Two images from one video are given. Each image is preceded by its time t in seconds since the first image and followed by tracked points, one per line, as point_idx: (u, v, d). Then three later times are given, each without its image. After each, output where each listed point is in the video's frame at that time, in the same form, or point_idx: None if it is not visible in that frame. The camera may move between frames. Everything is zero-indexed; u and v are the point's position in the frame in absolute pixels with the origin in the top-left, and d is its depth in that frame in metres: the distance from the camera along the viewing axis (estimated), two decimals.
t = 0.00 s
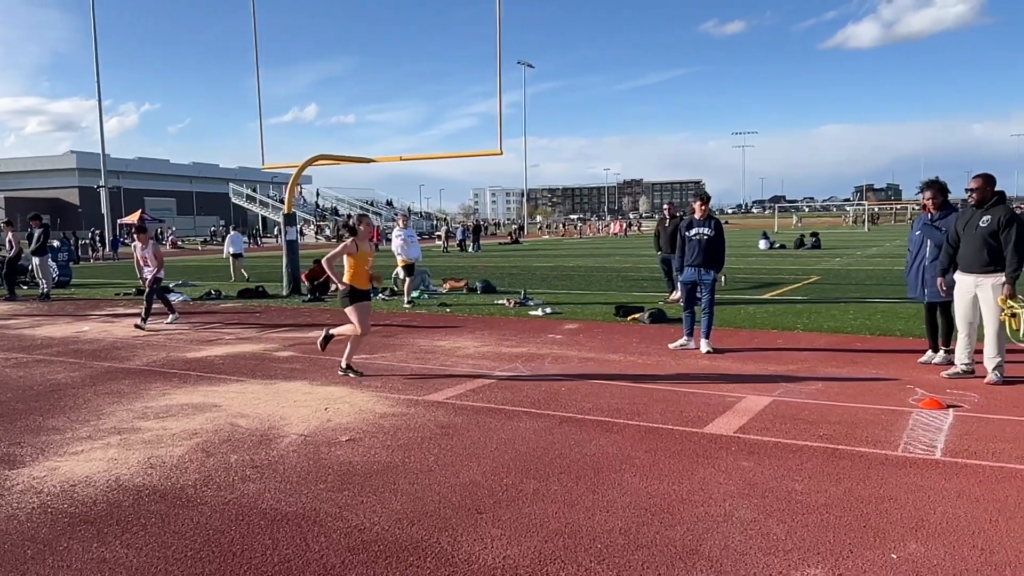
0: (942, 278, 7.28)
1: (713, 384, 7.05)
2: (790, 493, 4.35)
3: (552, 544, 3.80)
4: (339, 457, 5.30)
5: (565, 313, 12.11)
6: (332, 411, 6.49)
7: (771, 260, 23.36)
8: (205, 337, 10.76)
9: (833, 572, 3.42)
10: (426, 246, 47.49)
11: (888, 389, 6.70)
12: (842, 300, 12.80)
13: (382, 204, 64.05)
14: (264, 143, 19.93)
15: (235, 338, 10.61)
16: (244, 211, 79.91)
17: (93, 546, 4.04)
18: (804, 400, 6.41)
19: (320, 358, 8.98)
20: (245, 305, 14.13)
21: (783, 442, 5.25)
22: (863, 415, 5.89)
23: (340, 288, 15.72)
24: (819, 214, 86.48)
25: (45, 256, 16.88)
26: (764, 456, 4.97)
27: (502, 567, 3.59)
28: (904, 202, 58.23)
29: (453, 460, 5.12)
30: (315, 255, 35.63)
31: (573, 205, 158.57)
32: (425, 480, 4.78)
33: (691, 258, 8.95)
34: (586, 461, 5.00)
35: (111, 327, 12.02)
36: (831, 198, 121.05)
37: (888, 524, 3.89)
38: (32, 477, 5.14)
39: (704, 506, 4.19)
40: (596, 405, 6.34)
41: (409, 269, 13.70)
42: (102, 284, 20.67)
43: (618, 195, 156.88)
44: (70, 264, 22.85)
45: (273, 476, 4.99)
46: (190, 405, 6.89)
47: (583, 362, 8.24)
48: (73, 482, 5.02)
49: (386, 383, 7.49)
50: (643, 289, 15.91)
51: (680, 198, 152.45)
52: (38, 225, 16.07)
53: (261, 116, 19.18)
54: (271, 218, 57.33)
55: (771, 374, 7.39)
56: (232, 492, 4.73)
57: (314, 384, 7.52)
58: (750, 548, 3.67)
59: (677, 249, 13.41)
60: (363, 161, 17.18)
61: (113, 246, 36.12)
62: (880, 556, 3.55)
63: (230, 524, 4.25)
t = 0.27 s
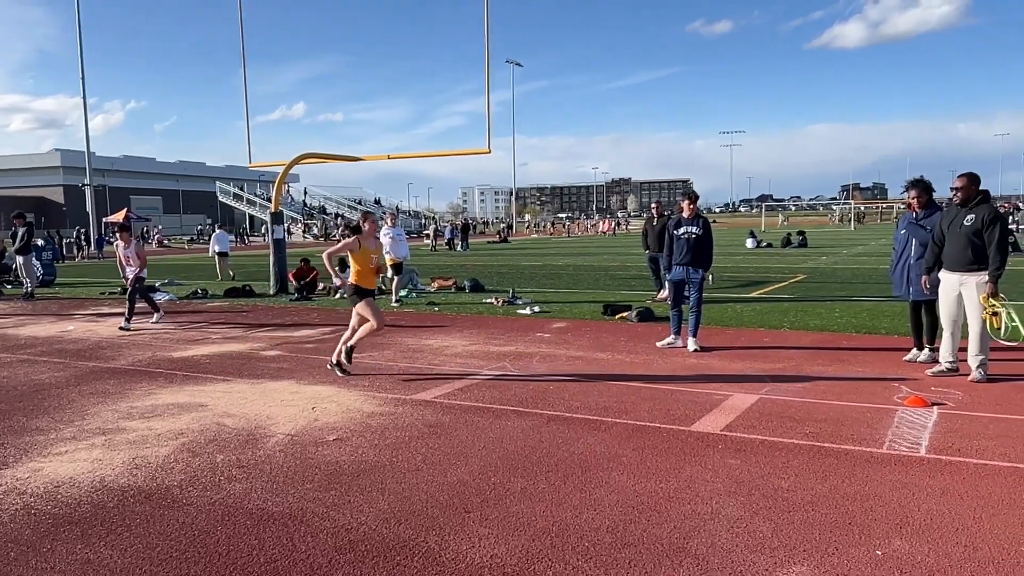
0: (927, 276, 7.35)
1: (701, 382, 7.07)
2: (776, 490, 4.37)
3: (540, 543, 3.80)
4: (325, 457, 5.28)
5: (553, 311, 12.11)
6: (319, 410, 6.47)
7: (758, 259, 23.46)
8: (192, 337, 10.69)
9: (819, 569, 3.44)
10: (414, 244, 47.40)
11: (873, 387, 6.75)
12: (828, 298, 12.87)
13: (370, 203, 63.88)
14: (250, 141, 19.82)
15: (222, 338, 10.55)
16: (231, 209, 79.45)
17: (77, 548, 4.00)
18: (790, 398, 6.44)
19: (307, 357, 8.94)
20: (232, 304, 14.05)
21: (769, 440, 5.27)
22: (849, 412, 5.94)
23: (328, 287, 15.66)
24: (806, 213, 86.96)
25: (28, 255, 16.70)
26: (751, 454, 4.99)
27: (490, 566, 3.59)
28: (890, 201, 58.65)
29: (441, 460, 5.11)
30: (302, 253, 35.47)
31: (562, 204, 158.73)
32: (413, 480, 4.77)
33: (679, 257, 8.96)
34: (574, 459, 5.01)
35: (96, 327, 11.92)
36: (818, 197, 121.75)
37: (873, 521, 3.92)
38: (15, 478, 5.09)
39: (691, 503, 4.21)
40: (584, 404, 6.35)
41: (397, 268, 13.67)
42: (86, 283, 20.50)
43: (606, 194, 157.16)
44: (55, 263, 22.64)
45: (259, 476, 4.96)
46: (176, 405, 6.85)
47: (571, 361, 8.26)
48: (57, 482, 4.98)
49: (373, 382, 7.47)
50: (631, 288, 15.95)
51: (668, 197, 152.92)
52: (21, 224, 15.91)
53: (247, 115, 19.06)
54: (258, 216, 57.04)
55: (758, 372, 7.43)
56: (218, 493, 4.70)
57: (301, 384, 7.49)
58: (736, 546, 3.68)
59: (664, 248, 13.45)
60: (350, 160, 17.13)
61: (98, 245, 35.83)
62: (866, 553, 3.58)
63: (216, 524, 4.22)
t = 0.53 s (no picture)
0: (912, 275, 7.41)
1: (688, 380, 7.10)
2: (762, 488, 4.39)
3: (527, 542, 3.80)
4: (312, 456, 5.26)
5: (542, 310, 12.12)
6: (306, 409, 6.44)
7: (746, 257, 23.56)
8: (178, 336, 10.62)
9: (805, 566, 3.46)
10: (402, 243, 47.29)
11: (859, 385, 6.79)
12: (815, 297, 12.95)
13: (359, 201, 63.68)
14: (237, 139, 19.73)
15: (208, 337, 10.48)
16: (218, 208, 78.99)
17: (61, 549, 3.97)
18: (777, 395, 6.48)
19: (295, 356, 8.91)
20: (218, 304, 13.97)
21: (756, 437, 5.30)
22: (835, 410, 5.97)
23: (315, 286, 15.60)
24: (793, 212, 87.42)
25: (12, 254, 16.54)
26: (738, 452, 5.01)
27: (477, 565, 3.58)
28: (876, 200, 59.03)
29: (428, 459, 5.10)
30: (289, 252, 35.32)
31: (550, 202, 158.82)
32: (401, 479, 4.76)
33: (667, 256, 8.99)
34: (562, 458, 5.01)
35: (81, 326, 11.82)
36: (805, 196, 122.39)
37: (858, 519, 3.94)
38: None
39: (678, 501, 4.22)
40: (572, 402, 6.36)
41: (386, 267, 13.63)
42: (71, 282, 20.33)
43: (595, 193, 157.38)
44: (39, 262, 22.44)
45: (245, 476, 4.93)
46: (162, 405, 6.80)
47: (559, 359, 8.27)
48: (41, 483, 4.93)
49: (361, 381, 7.45)
50: (619, 287, 15.98)
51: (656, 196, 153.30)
52: (4, 222, 15.76)
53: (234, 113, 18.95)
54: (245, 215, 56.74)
55: (745, 370, 7.46)
56: (203, 493, 4.67)
57: (288, 383, 7.46)
58: (723, 544, 3.70)
59: (652, 247, 13.48)
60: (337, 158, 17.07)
61: (83, 244, 35.55)
62: (851, 550, 3.60)
63: (202, 525, 4.19)
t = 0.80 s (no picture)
0: (898, 273, 7.46)
1: (676, 378, 7.12)
2: (749, 486, 4.41)
3: (515, 541, 3.79)
4: (299, 456, 5.24)
5: (530, 309, 12.13)
6: (293, 409, 6.42)
7: (734, 256, 23.65)
8: (164, 335, 10.55)
9: (792, 563, 3.48)
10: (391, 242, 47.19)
11: (845, 383, 6.83)
12: (801, 295, 13.02)
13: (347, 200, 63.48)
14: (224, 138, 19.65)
15: (195, 336, 10.42)
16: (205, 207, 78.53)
17: (45, 551, 3.93)
18: (764, 394, 6.50)
19: (282, 355, 8.87)
20: (205, 303, 13.89)
21: (743, 435, 5.32)
22: (821, 408, 6.01)
23: (303, 285, 15.55)
24: (780, 211, 87.82)
25: None
26: (725, 450, 5.03)
27: (465, 564, 3.58)
28: (862, 199, 59.41)
29: (416, 458, 5.09)
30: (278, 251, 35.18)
31: (539, 201, 158.86)
32: (388, 478, 4.74)
33: (656, 255, 9.02)
34: (549, 456, 5.01)
35: (66, 326, 11.72)
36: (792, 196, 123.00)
37: (844, 516, 3.96)
38: None
39: (666, 499, 4.23)
40: (560, 401, 6.36)
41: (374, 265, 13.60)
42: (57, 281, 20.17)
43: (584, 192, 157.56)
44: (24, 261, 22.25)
45: (232, 476, 4.91)
46: (148, 405, 6.75)
47: (548, 358, 8.27)
48: (24, 484, 4.88)
49: (349, 380, 7.43)
50: (608, 286, 16.00)
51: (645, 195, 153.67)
52: None
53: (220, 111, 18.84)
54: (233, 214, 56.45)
55: (732, 369, 7.49)
56: (189, 493, 4.64)
57: (276, 382, 7.43)
58: (710, 541, 3.71)
59: (640, 246, 13.52)
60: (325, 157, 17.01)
61: (69, 243, 35.27)
62: (836, 547, 3.62)
63: (188, 526, 4.16)
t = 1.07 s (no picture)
0: (884, 272, 7.50)
1: (664, 377, 7.15)
2: (736, 484, 4.42)
3: (503, 539, 3.79)
4: (286, 455, 5.21)
5: (519, 307, 12.13)
6: (281, 409, 6.38)
7: (722, 255, 23.76)
8: (150, 335, 10.47)
9: (778, 561, 3.50)
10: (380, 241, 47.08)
11: (832, 381, 6.87)
12: (789, 294, 13.08)
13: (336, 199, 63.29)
14: (211, 136, 19.56)
15: (182, 336, 10.36)
16: (193, 206, 78.07)
17: (28, 552, 3.89)
18: (751, 392, 6.53)
19: (270, 355, 8.82)
20: (192, 302, 13.80)
21: (730, 434, 5.34)
22: (807, 406, 6.04)
23: (291, 284, 15.48)
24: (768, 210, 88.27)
25: None
26: (712, 448, 5.05)
27: (453, 563, 3.57)
28: (849, 198, 59.80)
29: (404, 457, 5.08)
30: (265, 250, 35.00)
31: (529, 200, 158.90)
32: (375, 478, 4.73)
33: (645, 254, 9.04)
34: (537, 455, 5.01)
35: (50, 325, 11.61)
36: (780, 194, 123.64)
37: (830, 514, 3.99)
38: None
39: (653, 498, 4.24)
40: (549, 400, 6.37)
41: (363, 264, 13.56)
42: (42, 280, 20.00)
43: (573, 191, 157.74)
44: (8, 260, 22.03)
45: (218, 476, 4.87)
46: (134, 405, 6.70)
47: (536, 357, 8.28)
48: (7, 486, 4.83)
49: (337, 380, 7.40)
50: (596, 284, 16.04)
51: (633, 194, 154.10)
52: None
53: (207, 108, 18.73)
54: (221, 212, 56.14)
55: (720, 367, 7.52)
56: (175, 494, 4.61)
57: (263, 382, 7.40)
58: (696, 539, 3.72)
59: (628, 244, 13.55)
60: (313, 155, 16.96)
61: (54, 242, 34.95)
62: (822, 545, 3.64)
63: (174, 526, 4.14)
